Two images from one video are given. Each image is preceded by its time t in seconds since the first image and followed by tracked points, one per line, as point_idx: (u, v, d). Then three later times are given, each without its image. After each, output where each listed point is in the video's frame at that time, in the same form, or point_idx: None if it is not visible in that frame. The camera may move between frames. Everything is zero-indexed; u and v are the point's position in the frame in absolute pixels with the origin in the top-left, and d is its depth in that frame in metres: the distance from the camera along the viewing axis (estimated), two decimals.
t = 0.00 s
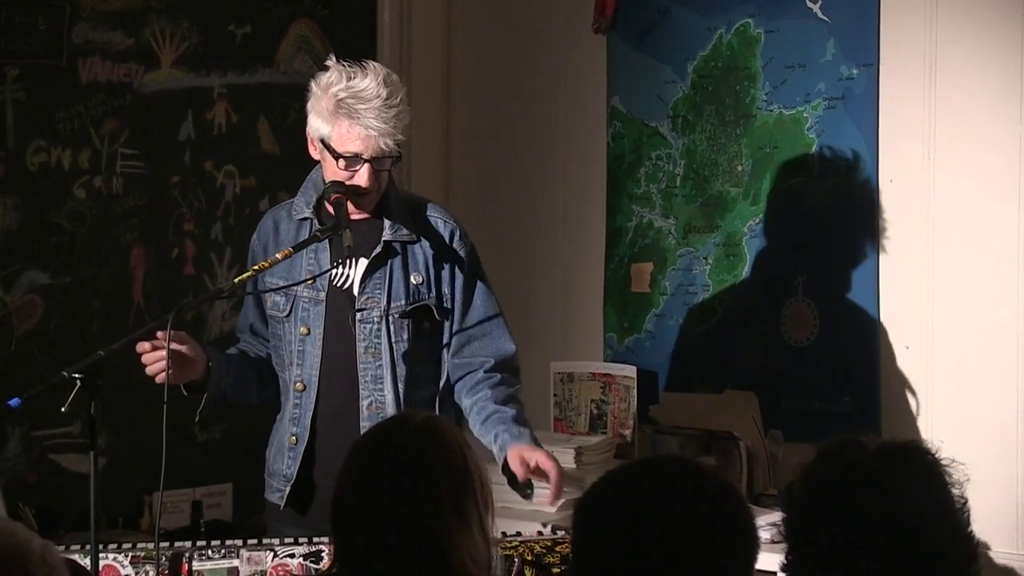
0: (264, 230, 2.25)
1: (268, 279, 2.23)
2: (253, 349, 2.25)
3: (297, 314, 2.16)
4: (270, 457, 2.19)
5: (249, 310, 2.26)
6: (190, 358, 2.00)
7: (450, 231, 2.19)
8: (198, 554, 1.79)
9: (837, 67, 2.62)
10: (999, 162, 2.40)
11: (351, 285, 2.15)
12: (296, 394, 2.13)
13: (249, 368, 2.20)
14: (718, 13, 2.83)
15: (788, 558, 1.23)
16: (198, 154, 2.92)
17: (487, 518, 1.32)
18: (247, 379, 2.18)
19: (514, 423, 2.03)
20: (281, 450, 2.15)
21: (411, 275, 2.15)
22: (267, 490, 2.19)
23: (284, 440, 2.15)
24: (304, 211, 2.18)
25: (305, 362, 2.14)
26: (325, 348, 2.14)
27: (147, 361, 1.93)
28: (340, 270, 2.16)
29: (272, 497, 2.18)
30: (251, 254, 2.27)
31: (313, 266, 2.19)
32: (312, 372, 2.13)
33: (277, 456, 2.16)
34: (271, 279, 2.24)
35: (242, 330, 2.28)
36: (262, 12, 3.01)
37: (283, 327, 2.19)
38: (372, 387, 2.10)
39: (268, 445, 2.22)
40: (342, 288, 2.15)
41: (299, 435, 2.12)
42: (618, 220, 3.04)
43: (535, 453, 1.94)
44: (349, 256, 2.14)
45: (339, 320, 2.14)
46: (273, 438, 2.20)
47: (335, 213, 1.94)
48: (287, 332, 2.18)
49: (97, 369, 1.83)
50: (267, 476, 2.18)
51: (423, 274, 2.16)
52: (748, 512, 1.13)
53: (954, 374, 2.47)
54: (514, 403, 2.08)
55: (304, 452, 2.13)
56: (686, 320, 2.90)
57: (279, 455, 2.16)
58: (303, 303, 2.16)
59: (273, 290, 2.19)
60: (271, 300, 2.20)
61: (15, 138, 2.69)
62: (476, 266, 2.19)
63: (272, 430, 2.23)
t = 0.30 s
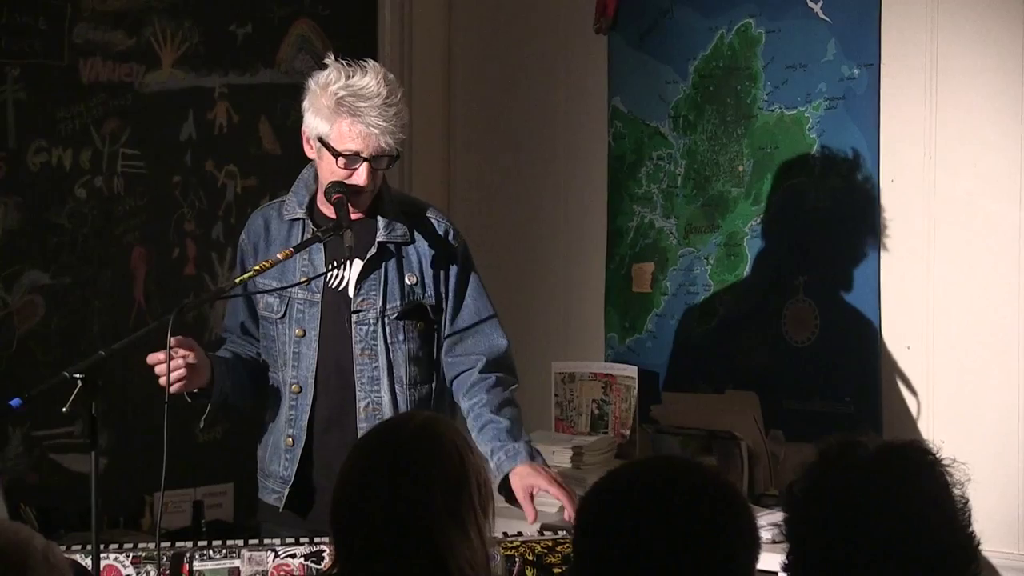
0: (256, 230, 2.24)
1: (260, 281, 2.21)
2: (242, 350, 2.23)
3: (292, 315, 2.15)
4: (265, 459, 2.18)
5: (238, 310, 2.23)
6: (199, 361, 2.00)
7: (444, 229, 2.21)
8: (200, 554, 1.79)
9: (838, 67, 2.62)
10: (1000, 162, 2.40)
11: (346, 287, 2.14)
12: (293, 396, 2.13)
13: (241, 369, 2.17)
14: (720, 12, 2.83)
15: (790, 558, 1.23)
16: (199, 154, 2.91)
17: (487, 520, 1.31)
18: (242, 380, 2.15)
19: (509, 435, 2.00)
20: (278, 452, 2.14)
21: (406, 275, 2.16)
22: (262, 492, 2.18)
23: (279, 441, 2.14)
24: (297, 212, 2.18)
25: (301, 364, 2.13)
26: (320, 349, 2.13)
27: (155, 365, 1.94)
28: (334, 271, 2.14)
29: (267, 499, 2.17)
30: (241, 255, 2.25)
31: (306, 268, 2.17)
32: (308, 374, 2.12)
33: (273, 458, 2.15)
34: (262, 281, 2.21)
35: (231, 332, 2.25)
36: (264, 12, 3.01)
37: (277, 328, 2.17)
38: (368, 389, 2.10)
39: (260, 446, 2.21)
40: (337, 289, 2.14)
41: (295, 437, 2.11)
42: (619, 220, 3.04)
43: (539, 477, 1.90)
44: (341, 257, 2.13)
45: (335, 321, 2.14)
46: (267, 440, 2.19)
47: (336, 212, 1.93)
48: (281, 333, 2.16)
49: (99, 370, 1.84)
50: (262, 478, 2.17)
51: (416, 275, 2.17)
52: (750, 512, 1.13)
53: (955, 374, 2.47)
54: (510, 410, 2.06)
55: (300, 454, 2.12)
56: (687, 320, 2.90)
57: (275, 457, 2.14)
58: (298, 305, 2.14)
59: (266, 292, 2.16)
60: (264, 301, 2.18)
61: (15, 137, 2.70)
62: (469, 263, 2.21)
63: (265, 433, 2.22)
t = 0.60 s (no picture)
0: (255, 228, 2.24)
1: (259, 279, 2.21)
2: (241, 345, 2.23)
3: (288, 313, 2.15)
4: (261, 457, 2.18)
5: (237, 306, 2.23)
6: (198, 358, 2.00)
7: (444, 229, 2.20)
8: (200, 553, 1.78)
9: (839, 66, 2.61)
10: (1000, 161, 2.40)
11: (343, 286, 2.15)
12: (288, 394, 2.12)
13: (240, 368, 2.16)
14: (721, 12, 2.83)
15: (790, 558, 1.23)
16: (199, 153, 2.91)
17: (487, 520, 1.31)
18: (240, 378, 2.14)
19: (519, 438, 1.99)
20: (273, 449, 2.14)
21: (402, 276, 2.16)
22: (256, 490, 2.17)
23: (275, 439, 2.14)
24: (296, 210, 2.18)
25: (297, 362, 2.13)
26: (316, 349, 2.13)
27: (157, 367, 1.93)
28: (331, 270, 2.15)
29: (262, 497, 2.16)
30: (241, 253, 2.26)
31: (305, 267, 2.17)
32: (303, 373, 2.12)
33: (268, 456, 2.15)
34: (262, 279, 2.22)
35: (229, 328, 2.25)
36: (264, 11, 3.01)
37: (274, 326, 2.17)
38: (362, 388, 2.10)
39: (257, 444, 2.21)
40: (333, 288, 2.15)
41: (290, 434, 2.11)
42: (619, 219, 3.04)
43: (550, 482, 1.88)
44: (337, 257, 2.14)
45: (332, 321, 2.14)
46: (263, 438, 2.19)
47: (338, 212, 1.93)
48: (278, 331, 2.16)
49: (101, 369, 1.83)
50: (257, 475, 2.17)
51: (413, 275, 2.16)
52: (750, 512, 1.13)
53: (955, 373, 2.47)
54: (515, 412, 2.06)
55: (295, 453, 2.11)
56: (687, 319, 2.90)
57: (270, 454, 2.14)
58: (295, 303, 2.15)
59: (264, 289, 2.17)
60: (262, 299, 2.19)
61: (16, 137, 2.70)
62: (469, 263, 2.19)
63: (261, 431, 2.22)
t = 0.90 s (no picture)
0: (255, 229, 2.23)
1: (259, 280, 2.20)
2: (240, 347, 2.23)
3: (289, 314, 2.14)
4: (262, 458, 2.17)
5: (236, 307, 2.23)
6: (196, 360, 1.99)
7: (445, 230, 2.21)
8: (201, 553, 1.78)
9: (839, 66, 2.61)
10: (998, 159, 2.39)
11: (345, 287, 2.14)
12: (289, 395, 2.12)
13: (240, 369, 2.16)
14: (721, 12, 2.83)
15: (790, 558, 1.23)
16: (200, 153, 2.90)
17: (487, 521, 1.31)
18: (241, 380, 2.14)
19: (517, 408, 2.05)
20: (274, 450, 2.14)
21: (404, 277, 2.16)
22: (257, 491, 2.17)
23: (276, 440, 2.14)
24: (296, 211, 2.18)
25: (298, 363, 2.13)
26: (317, 349, 2.13)
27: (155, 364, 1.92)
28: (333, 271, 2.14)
29: (263, 498, 2.16)
30: (240, 253, 2.25)
31: (306, 267, 2.17)
32: (305, 373, 2.12)
33: (270, 457, 2.15)
34: (262, 280, 2.21)
35: (229, 329, 2.25)
36: (265, 10, 2.99)
37: (274, 327, 2.17)
38: (365, 389, 2.10)
39: (257, 445, 2.21)
40: (335, 289, 2.14)
41: (291, 435, 2.11)
42: (620, 219, 3.04)
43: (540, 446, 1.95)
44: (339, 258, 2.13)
45: (333, 321, 2.14)
46: (264, 439, 2.19)
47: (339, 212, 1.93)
48: (279, 332, 2.16)
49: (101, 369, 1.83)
50: (258, 477, 2.17)
51: (415, 276, 2.17)
52: (749, 511, 1.13)
53: (955, 372, 2.47)
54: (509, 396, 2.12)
55: (296, 454, 2.11)
56: (687, 319, 2.90)
57: (272, 455, 2.14)
58: (296, 304, 2.14)
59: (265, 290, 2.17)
60: (262, 299, 2.18)
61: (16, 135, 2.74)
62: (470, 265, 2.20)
63: (262, 432, 2.21)
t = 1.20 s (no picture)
0: (256, 229, 2.23)
1: (260, 280, 2.20)
2: (241, 347, 2.22)
3: (291, 314, 2.14)
4: (263, 458, 2.17)
5: (237, 306, 2.22)
6: (199, 364, 1.99)
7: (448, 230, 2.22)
8: (200, 553, 1.78)
9: (839, 66, 2.61)
10: (999, 160, 2.40)
11: (347, 287, 2.14)
12: (291, 394, 2.12)
13: (241, 369, 2.16)
14: (721, 12, 2.83)
15: (789, 558, 1.23)
16: (199, 152, 2.91)
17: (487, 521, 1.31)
18: (241, 380, 2.14)
19: (518, 432, 2.00)
20: (275, 450, 2.13)
21: (406, 276, 2.16)
22: (258, 491, 2.17)
23: (277, 440, 2.13)
24: (298, 210, 2.19)
25: (300, 362, 2.13)
26: (319, 349, 2.13)
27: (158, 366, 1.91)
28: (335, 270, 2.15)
29: (264, 498, 2.16)
30: (241, 253, 2.25)
31: (308, 267, 2.17)
32: (306, 372, 2.12)
33: (270, 457, 2.14)
34: (263, 280, 2.21)
35: (229, 329, 2.24)
36: (264, 11, 3.00)
37: (275, 326, 2.16)
38: (367, 389, 2.10)
39: (258, 444, 2.21)
40: (337, 288, 2.14)
41: (293, 435, 2.11)
42: (620, 219, 3.04)
43: (551, 474, 1.89)
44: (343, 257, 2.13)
45: (334, 321, 2.14)
46: (265, 439, 2.18)
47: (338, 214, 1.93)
48: (280, 331, 2.16)
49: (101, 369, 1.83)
50: (259, 477, 2.17)
51: (416, 275, 2.17)
52: (749, 512, 1.12)
53: (956, 372, 2.47)
54: (515, 410, 2.06)
55: (297, 453, 2.11)
56: (687, 320, 2.90)
57: (273, 455, 2.14)
58: (297, 303, 2.14)
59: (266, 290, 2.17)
60: (264, 299, 2.18)
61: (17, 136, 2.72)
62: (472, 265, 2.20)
63: (262, 431, 2.21)
